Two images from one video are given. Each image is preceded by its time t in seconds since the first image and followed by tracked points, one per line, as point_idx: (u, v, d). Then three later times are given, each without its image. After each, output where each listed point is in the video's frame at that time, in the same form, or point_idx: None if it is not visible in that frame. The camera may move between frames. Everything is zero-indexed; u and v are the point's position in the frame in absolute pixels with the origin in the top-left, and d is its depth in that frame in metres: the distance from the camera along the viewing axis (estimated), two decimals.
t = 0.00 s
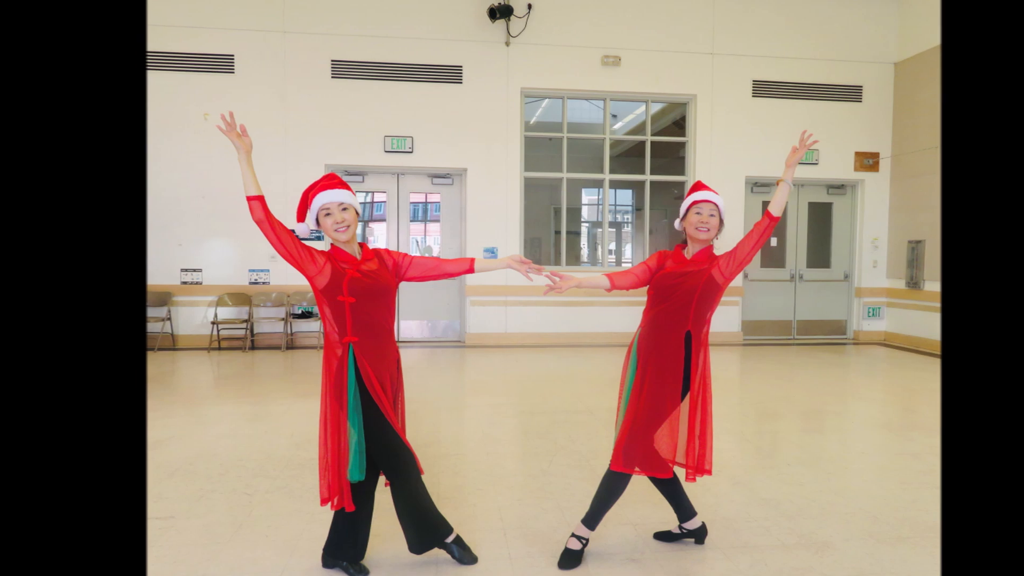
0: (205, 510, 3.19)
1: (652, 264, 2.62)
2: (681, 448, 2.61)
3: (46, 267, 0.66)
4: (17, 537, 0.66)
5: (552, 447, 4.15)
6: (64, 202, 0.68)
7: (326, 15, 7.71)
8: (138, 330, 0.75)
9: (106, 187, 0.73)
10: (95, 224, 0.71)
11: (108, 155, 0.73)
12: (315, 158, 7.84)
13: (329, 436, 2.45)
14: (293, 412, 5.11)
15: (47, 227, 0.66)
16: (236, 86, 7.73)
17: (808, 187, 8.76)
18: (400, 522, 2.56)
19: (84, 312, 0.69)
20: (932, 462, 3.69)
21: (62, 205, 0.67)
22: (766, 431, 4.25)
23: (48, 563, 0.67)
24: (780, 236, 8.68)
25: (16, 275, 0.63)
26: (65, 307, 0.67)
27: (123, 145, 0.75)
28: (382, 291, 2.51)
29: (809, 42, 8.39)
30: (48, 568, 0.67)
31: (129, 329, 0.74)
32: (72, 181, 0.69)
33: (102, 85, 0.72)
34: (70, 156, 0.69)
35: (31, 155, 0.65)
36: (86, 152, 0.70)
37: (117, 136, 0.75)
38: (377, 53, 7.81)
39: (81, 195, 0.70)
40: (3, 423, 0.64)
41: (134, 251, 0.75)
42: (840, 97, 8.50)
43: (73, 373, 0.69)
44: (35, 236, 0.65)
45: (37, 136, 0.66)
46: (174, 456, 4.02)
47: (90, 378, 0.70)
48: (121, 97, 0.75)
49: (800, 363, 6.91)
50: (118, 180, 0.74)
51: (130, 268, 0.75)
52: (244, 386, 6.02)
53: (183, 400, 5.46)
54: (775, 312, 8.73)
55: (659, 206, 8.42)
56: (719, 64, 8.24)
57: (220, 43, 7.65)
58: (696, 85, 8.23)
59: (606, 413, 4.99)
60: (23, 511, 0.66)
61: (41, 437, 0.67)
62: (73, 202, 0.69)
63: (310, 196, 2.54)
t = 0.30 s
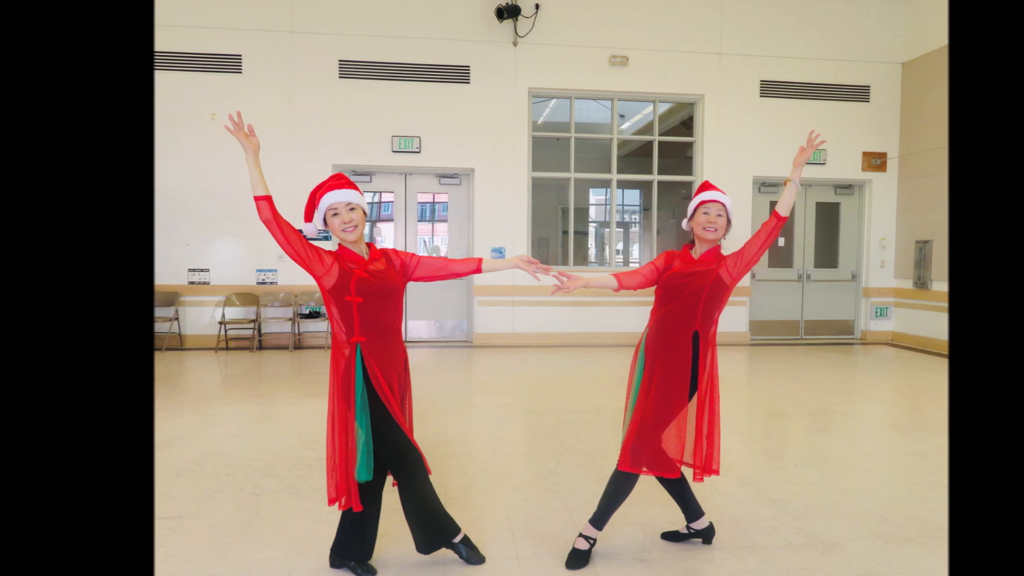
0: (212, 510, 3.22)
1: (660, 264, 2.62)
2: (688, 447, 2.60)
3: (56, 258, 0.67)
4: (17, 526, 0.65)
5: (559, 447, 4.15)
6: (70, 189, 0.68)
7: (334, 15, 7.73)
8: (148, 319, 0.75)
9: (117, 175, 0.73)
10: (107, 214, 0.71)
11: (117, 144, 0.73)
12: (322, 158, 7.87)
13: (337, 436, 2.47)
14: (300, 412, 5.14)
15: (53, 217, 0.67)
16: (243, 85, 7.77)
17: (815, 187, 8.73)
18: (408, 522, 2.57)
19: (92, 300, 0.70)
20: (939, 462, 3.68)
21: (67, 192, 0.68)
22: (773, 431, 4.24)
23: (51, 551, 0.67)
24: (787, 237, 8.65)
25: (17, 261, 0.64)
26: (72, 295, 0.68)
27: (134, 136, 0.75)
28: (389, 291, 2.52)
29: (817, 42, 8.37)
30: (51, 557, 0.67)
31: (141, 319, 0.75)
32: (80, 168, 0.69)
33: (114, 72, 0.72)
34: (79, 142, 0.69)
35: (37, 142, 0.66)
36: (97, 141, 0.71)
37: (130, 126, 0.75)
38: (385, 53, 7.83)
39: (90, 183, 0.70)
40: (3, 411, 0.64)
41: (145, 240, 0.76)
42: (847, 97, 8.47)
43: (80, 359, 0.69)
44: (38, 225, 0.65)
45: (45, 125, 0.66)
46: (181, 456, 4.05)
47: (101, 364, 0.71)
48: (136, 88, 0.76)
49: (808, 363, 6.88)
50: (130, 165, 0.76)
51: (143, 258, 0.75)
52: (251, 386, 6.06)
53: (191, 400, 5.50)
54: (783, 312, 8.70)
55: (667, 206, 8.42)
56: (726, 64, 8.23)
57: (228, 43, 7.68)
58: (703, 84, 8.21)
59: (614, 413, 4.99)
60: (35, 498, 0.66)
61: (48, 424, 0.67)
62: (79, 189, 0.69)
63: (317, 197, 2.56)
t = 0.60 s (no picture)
0: (221, 510, 3.25)
1: (668, 264, 2.62)
2: (697, 447, 2.60)
3: (56, 246, 0.63)
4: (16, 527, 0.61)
5: (567, 447, 4.16)
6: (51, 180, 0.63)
7: (342, 15, 7.77)
8: (153, 313, 0.72)
9: (118, 163, 0.69)
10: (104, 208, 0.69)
11: (117, 131, 0.69)
12: (331, 158, 7.90)
13: (346, 436, 2.48)
14: (309, 412, 5.17)
15: (52, 204, 0.62)
16: (251, 85, 7.80)
17: (824, 187, 8.69)
18: (417, 522, 2.58)
19: (94, 292, 0.66)
20: (948, 462, 3.65)
21: (67, 178, 0.64)
22: (781, 431, 4.22)
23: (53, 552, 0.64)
24: (796, 236, 8.61)
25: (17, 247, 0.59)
26: (74, 285, 0.64)
27: (135, 122, 0.72)
28: (397, 291, 2.53)
29: (825, 41, 8.33)
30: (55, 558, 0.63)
31: (145, 310, 0.71)
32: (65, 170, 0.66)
33: (115, 55, 0.69)
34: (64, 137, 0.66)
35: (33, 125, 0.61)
36: (97, 126, 0.67)
37: (130, 110, 0.71)
38: (393, 54, 7.86)
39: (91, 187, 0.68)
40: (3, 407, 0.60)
41: (147, 232, 0.72)
42: (856, 97, 8.43)
43: (85, 351, 0.65)
44: (37, 212, 0.61)
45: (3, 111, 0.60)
46: (191, 456, 4.09)
47: (106, 357, 0.67)
48: (136, 74, 0.72)
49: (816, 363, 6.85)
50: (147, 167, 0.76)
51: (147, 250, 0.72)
52: (260, 386, 6.10)
53: (200, 400, 5.55)
54: (791, 312, 8.66)
55: (675, 206, 8.41)
56: (735, 64, 8.21)
57: (236, 44, 7.72)
58: (712, 84, 8.19)
59: (622, 413, 4.99)
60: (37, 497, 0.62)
61: (50, 418, 0.63)
62: (79, 175, 0.65)
63: (326, 196, 2.58)
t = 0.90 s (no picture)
0: (229, 510, 3.28)
1: (677, 264, 2.62)
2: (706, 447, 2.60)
3: (54, 254, 0.63)
4: (21, 526, 0.62)
5: (575, 447, 4.16)
6: (62, 182, 0.64)
7: (350, 16, 7.80)
8: (164, 312, 0.73)
9: (117, 165, 0.69)
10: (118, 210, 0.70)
11: (117, 133, 0.69)
12: (340, 159, 7.94)
13: (355, 436, 2.50)
14: (317, 412, 5.20)
15: (38, 213, 0.62)
16: (260, 85, 7.84)
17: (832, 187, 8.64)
18: (425, 522, 2.60)
19: (95, 293, 0.67)
20: (957, 462, 3.63)
21: (67, 181, 0.64)
22: (790, 431, 4.21)
23: (64, 550, 0.65)
24: (804, 236, 8.56)
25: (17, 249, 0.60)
26: (76, 287, 0.65)
27: (135, 123, 0.71)
28: (405, 291, 2.55)
29: (835, 40, 8.29)
30: (55, 558, 0.64)
31: (146, 311, 0.72)
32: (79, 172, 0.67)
33: (115, 56, 0.68)
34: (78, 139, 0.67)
35: (22, 135, 0.61)
36: (96, 129, 0.67)
37: (130, 111, 0.70)
38: (401, 54, 7.89)
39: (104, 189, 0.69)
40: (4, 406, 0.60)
41: (157, 232, 0.73)
42: (864, 97, 8.39)
43: (88, 351, 0.66)
44: (37, 215, 0.61)
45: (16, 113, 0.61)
46: (199, 456, 4.12)
47: (108, 357, 0.68)
48: (142, 73, 0.72)
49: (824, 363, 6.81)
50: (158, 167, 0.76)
51: (148, 251, 0.72)
52: (268, 386, 6.14)
53: (209, 400, 5.60)
54: (800, 312, 8.61)
55: (684, 206, 8.40)
56: (743, 64, 8.18)
57: (245, 44, 7.77)
58: (720, 84, 8.17)
59: (631, 413, 4.99)
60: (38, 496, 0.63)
61: (56, 417, 0.64)
62: (78, 179, 0.65)
63: (334, 196, 2.59)
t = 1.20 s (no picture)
0: (237, 510, 3.31)
1: (685, 264, 2.62)
2: (714, 447, 2.60)
3: (66, 255, 0.64)
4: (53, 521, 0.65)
5: (584, 447, 4.16)
6: (73, 184, 0.65)
7: (359, 16, 7.82)
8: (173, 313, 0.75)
9: (117, 165, 0.69)
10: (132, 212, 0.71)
11: (117, 133, 0.69)
12: (348, 159, 7.97)
13: (363, 436, 2.51)
14: (326, 412, 5.24)
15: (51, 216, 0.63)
16: (268, 85, 7.88)
17: (841, 187, 8.59)
18: (434, 522, 2.61)
19: (95, 294, 0.67)
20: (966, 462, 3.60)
21: (67, 189, 0.64)
22: (799, 431, 4.19)
23: (76, 548, 0.66)
24: (812, 236, 8.51)
25: (20, 248, 0.60)
26: (76, 288, 0.65)
27: (134, 123, 0.72)
28: (413, 291, 2.56)
29: (845, 39, 8.25)
30: (63, 556, 0.64)
31: (146, 311, 0.72)
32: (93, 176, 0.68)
33: (119, 60, 0.69)
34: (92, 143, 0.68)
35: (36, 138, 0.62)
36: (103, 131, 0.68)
37: (131, 112, 0.71)
38: (410, 54, 7.91)
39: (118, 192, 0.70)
40: (3, 405, 0.60)
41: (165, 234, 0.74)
42: (872, 97, 8.35)
43: (90, 360, 0.67)
44: (38, 215, 0.62)
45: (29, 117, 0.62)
46: (208, 456, 4.16)
47: (107, 357, 0.68)
48: (144, 75, 0.73)
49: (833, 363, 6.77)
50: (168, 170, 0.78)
51: (152, 255, 0.73)
52: (276, 386, 6.18)
53: (217, 400, 5.64)
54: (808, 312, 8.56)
55: (692, 206, 8.39)
56: (752, 64, 8.15)
57: (254, 44, 7.80)
58: (729, 84, 8.14)
59: (640, 413, 4.99)
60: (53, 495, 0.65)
61: (59, 427, 0.64)
62: (79, 179, 0.65)
63: (343, 197, 2.61)
